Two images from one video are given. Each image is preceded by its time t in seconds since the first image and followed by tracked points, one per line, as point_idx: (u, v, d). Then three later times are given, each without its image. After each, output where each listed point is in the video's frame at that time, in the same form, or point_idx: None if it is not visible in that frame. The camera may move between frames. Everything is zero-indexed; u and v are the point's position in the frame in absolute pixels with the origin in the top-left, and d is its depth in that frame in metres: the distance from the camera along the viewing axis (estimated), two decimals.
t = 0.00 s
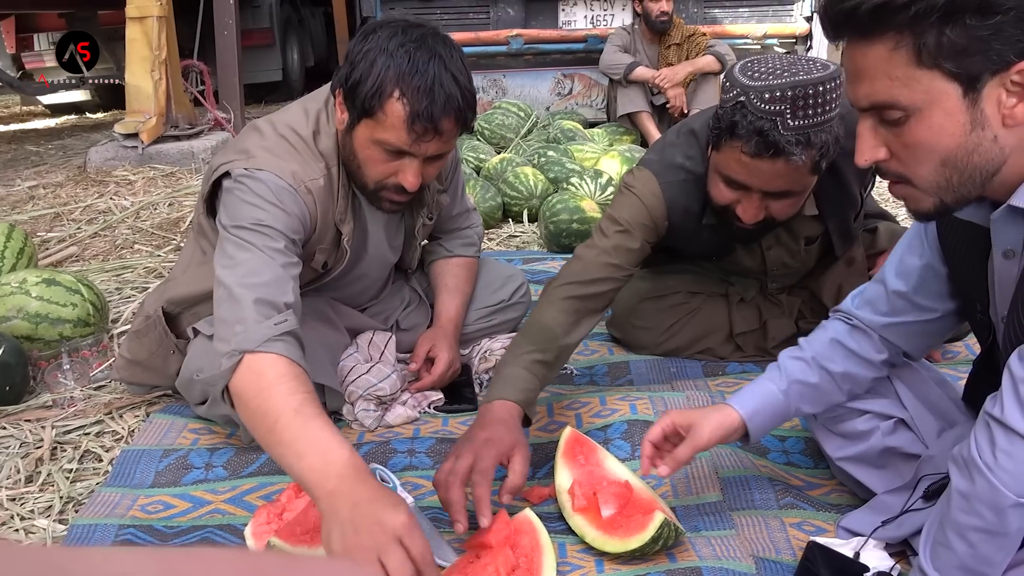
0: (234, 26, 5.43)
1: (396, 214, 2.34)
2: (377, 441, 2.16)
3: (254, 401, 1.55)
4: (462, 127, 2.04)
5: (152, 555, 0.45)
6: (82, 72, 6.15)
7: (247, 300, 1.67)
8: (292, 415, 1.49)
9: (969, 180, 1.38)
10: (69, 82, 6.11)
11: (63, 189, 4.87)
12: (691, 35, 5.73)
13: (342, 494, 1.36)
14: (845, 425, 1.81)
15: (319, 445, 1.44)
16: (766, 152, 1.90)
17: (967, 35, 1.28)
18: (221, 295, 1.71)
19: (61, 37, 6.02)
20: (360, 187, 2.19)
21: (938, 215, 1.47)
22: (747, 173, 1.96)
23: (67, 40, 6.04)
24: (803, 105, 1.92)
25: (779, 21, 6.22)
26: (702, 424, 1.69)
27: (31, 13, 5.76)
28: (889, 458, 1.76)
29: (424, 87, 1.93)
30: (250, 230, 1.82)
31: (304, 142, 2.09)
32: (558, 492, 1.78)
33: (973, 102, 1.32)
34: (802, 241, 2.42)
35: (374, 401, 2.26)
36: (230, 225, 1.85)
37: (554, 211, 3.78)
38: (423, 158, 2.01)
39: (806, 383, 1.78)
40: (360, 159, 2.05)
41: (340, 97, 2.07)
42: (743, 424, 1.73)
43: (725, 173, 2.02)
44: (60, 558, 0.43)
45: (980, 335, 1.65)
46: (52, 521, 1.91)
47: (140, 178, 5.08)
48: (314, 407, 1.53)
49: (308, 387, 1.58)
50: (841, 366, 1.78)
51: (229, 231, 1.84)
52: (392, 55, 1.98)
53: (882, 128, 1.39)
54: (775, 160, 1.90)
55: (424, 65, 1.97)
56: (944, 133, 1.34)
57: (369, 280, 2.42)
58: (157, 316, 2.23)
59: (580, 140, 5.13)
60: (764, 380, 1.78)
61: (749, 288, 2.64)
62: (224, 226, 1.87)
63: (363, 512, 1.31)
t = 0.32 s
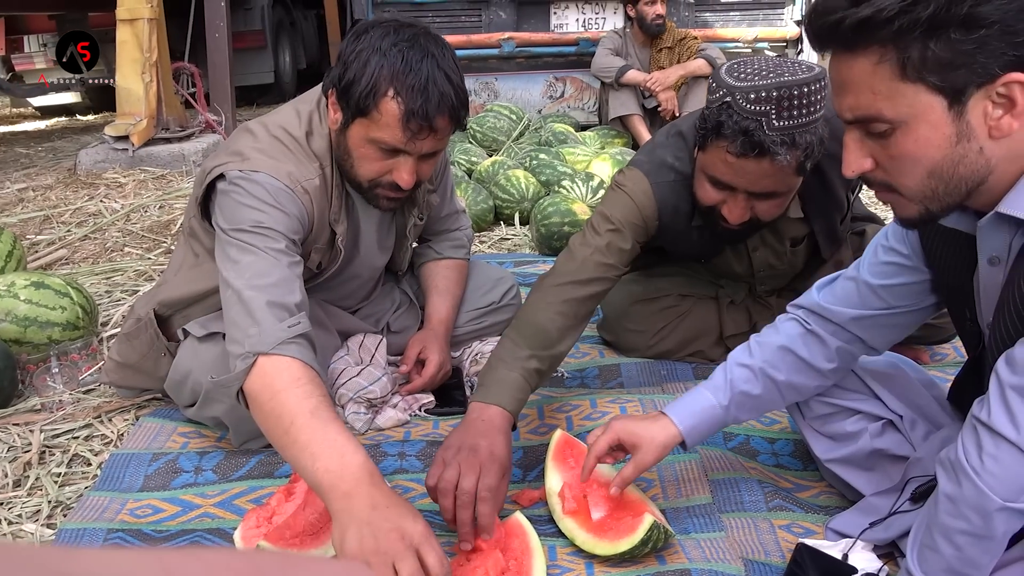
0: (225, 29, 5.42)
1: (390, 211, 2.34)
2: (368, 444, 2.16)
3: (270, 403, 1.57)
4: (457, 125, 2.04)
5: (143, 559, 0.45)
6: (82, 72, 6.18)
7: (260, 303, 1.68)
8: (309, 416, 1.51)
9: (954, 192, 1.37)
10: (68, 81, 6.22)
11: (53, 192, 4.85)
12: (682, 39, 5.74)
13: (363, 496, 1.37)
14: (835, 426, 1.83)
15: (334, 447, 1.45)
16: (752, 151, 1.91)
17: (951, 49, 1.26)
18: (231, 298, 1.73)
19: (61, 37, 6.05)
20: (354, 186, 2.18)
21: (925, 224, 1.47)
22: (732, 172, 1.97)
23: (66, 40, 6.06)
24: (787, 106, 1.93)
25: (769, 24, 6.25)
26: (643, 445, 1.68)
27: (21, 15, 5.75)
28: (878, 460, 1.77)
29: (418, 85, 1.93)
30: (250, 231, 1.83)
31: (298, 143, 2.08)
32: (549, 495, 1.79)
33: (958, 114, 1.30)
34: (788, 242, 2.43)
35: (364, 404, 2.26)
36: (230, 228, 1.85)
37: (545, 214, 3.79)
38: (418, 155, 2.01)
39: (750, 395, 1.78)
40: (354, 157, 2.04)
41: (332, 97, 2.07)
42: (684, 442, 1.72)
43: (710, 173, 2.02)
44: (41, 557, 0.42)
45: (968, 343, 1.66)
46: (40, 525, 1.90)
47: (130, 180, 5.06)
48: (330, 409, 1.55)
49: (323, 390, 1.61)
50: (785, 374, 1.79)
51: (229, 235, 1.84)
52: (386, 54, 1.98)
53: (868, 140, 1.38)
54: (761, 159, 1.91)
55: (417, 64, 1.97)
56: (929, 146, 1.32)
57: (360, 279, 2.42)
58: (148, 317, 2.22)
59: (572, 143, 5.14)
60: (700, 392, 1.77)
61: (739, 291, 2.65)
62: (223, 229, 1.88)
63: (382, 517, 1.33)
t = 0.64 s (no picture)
0: (216, 31, 5.40)
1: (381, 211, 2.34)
2: (359, 447, 2.16)
3: (263, 405, 1.57)
4: (446, 125, 2.05)
5: (147, 552, 0.45)
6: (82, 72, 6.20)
7: (251, 305, 1.68)
8: (299, 420, 1.51)
9: (937, 202, 1.38)
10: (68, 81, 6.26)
11: (42, 195, 4.82)
12: (674, 42, 5.75)
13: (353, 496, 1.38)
14: (824, 429, 1.84)
15: (325, 450, 1.46)
16: (736, 158, 1.92)
17: (933, 63, 1.27)
18: (222, 300, 1.73)
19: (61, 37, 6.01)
20: (344, 188, 2.18)
21: (909, 231, 1.48)
22: (718, 178, 1.98)
23: (66, 40, 6.03)
24: (772, 112, 1.95)
25: (760, 28, 6.29)
26: (631, 460, 1.68)
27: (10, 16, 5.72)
28: (865, 462, 1.79)
29: (407, 86, 1.94)
30: (240, 233, 1.83)
31: (288, 144, 2.09)
32: (539, 497, 1.79)
33: (941, 126, 1.31)
34: (774, 246, 2.46)
35: (355, 407, 2.25)
36: (223, 228, 1.85)
37: (537, 217, 3.80)
38: (408, 156, 2.01)
39: (731, 403, 1.79)
40: (344, 158, 2.04)
41: (323, 99, 2.08)
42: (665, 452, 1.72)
43: (696, 178, 2.03)
44: (23, 551, 0.43)
45: (952, 348, 1.67)
46: (29, 530, 1.89)
47: (121, 182, 5.05)
48: (320, 411, 1.55)
49: (313, 392, 1.61)
50: (763, 381, 1.80)
51: (220, 237, 1.84)
52: (375, 55, 1.98)
53: (852, 151, 1.39)
54: (746, 165, 1.93)
55: (407, 65, 1.98)
56: (913, 157, 1.33)
57: (351, 281, 2.42)
58: (138, 320, 2.21)
59: (564, 146, 5.16)
60: (680, 400, 1.77)
61: (728, 294, 2.67)
62: (213, 232, 1.88)
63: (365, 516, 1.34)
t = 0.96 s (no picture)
0: (212, 36, 5.41)
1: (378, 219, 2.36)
2: (354, 452, 2.17)
3: (258, 411, 1.58)
4: (445, 134, 2.06)
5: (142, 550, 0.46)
6: (82, 72, 6.31)
7: (246, 312, 1.69)
8: (293, 427, 1.52)
9: (928, 209, 1.40)
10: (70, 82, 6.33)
11: (38, 199, 4.82)
12: (668, 47, 5.77)
13: (345, 502, 1.38)
14: (818, 433, 1.85)
15: (319, 456, 1.47)
16: (727, 167, 1.94)
17: (923, 73, 1.28)
18: (217, 306, 1.73)
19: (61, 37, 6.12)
20: (342, 194, 2.19)
21: (900, 237, 1.50)
22: (709, 187, 2.00)
23: (66, 40, 6.14)
24: (763, 121, 1.96)
25: (754, 33, 6.32)
26: (661, 473, 1.69)
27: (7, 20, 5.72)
28: (857, 466, 1.80)
29: (407, 95, 1.95)
30: (237, 240, 1.83)
31: (286, 151, 2.10)
32: (534, 502, 1.80)
33: (931, 135, 1.33)
34: (767, 252, 2.47)
35: (351, 412, 2.26)
36: (220, 234, 1.86)
37: (532, 221, 3.82)
38: (407, 164, 2.02)
39: (739, 406, 1.81)
40: (343, 166, 2.06)
41: (322, 108, 2.09)
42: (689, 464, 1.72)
43: (688, 187, 2.05)
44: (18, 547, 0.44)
45: (942, 351, 1.69)
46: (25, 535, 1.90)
47: (117, 187, 5.05)
48: (314, 417, 1.56)
49: (307, 399, 1.62)
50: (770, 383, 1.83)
51: (216, 243, 1.85)
52: (374, 64, 1.99)
53: (845, 159, 1.40)
54: (737, 174, 1.94)
55: (406, 74, 1.99)
56: (904, 165, 1.35)
57: (347, 287, 2.43)
58: (135, 325, 2.22)
59: (559, 151, 5.18)
60: (695, 404, 1.78)
61: (722, 299, 2.68)
62: (211, 238, 1.88)
63: (358, 523, 1.35)
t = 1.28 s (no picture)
0: (208, 42, 5.44)
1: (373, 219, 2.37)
2: (349, 456, 2.17)
3: (240, 419, 1.59)
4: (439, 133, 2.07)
5: None
6: (81, 72, 6.52)
7: (231, 319, 1.70)
8: (271, 434, 1.53)
9: (920, 213, 1.41)
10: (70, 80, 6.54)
11: (34, 205, 4.82)
12: (663, 53, 5.86)
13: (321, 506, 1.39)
14: (810, 435, 1.87)
15: (296, 460, 1.48)
16: (718, 173, 1.95)
17: (914, 80, 1.29)
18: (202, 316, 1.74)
19: (61, 38, 6.29)
20: (336, 196, 2.20)
21: (891, 242, 1.51)
22: (700, 192, 2.01)
23: (66, 40, 6.30)
24: (753, 128, 1.98)
25: (748, 40, 6.36)
26: (645, 465, 1.69)
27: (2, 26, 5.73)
28: (849, 469, 1.82)
29: (400, 95, 1.96)
30: (228, 245, 1.84)
31: (280, 153, 2.11)
32: (529, 505, 1.81)
33: (923, 140, 1.34)
34: (759, 257, 2.48)
35: (346, 417, 2.27)
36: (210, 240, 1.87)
37: (527, 226, 3.83)
38: (401, 163, 2.04)
39: (728, 401, 1.83)
40: (338, 167, 2.07)
41: (315, 109, 2.09)
42: (674, 454, 1.74)
43: (680, 192, 2.07)
44: None
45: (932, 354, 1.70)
46: (19, 540, 1.90)
47: (112, 193, 5.05)
48: (292, 423, 1.57)
49: (287, 407, 1.63)
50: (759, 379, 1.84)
51: (207, 247, 1.86)
52: (367, 65, 2.00)
53: (837, 164, 1.41)
54: (727, 180, 1.96)
55: (399, 74, 2.00)
56: (896, 171, 1.36)
57: (341, 292, 2.43)
58: (130, 330, 2.23)
59: (555, 156, 5.20)
60: (685, 401, 1.80)
61: (715, 303, 2.71)
62: (202, 244, 1.89)
63: (336, 522, 1.35)
